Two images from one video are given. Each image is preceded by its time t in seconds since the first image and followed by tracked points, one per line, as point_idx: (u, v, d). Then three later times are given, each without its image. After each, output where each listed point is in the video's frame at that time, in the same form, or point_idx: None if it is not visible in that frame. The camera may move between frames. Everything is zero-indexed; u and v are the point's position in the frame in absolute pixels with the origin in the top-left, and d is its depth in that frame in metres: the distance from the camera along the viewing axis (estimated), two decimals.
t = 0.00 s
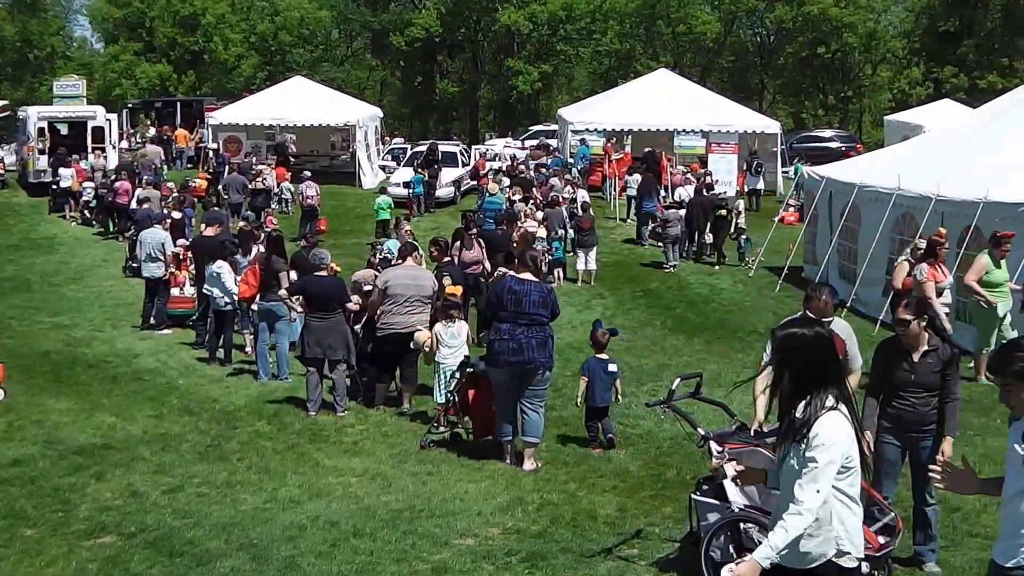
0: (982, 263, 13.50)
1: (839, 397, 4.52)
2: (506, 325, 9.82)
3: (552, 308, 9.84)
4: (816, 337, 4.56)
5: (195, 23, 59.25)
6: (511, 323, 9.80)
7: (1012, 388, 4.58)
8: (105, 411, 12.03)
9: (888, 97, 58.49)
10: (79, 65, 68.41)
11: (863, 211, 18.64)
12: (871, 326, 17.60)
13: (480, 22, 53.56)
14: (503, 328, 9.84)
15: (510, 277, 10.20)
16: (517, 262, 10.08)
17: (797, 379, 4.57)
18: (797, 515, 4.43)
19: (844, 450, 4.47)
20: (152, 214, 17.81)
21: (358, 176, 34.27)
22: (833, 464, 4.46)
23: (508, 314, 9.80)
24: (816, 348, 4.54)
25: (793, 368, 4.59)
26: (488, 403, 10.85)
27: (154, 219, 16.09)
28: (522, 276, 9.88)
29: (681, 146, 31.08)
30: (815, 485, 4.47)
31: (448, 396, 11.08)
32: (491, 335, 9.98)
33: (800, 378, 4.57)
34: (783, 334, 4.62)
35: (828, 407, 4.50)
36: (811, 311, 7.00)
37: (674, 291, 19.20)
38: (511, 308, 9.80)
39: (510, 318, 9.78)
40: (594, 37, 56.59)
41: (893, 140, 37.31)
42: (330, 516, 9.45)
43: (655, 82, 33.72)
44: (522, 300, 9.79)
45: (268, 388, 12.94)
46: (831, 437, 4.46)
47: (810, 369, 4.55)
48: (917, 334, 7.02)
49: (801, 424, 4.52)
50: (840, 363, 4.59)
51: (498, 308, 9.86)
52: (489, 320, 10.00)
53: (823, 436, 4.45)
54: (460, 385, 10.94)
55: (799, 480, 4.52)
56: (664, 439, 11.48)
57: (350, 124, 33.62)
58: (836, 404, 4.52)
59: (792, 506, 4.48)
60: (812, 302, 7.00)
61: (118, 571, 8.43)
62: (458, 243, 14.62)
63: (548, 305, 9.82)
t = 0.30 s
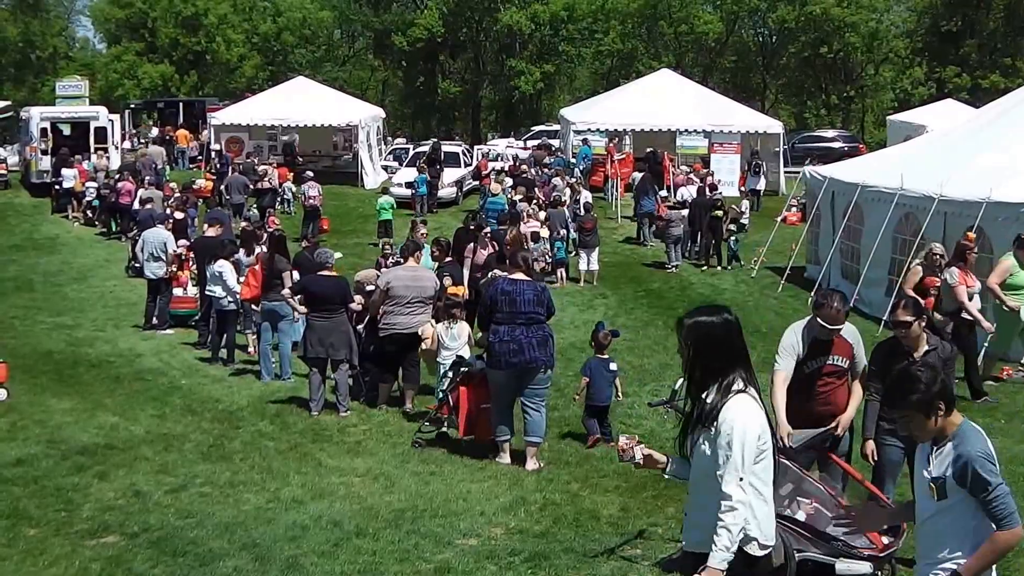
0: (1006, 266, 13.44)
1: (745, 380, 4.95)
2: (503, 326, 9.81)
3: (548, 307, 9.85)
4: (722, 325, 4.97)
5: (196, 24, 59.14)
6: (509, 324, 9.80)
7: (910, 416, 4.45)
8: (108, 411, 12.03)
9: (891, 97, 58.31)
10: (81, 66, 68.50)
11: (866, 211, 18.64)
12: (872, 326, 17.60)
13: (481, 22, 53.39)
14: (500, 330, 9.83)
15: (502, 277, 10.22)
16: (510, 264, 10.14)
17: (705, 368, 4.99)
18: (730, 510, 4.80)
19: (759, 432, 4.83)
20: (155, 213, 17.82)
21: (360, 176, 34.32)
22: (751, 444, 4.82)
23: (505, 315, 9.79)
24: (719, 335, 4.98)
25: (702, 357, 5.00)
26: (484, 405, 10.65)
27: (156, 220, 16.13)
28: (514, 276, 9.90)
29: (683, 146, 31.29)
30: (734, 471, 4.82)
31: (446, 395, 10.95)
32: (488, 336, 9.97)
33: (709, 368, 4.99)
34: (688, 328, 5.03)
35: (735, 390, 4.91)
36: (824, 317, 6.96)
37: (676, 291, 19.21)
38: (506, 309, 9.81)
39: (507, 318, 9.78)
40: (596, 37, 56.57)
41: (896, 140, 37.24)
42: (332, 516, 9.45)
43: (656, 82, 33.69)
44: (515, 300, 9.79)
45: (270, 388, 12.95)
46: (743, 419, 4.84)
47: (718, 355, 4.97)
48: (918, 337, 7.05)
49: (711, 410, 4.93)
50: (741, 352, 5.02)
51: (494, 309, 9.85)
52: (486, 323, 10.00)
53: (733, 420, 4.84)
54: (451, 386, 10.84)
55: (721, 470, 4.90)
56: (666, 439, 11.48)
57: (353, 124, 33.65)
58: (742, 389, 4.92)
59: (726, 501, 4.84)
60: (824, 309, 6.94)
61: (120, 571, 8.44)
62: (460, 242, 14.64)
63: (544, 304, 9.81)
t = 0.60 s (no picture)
0: None
1: (685, 387, 4.85)
2: (503, 325, 9.87)
3: (544, 302, 9.94)
4: (662, 333, 4.93)
5: (205, 24, 59.77)
6: (509, 323, 9.85)
7: (817, 401, 4.39)
8: (117, 411, 12.03)
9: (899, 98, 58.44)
10: (90, 66, 68.69)
11: (875, 212, 18.65)
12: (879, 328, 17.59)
13: (489, 23, 53.47)
14: (500, 330, 9.88)
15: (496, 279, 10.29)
16: (501, 266, 10.21)
17: (651, 375, 4.90)
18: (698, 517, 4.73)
19: (704, 438, 4.73)
20: (165, 213, 17.84)
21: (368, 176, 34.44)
22: (700, 449, 4.74)
23: (504, 315, 9.86)
24: (661, 339, 4.91)
25: (648, 365, 4.92)
26: (485, 404, 10.86)
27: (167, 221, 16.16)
28: (507, 275, 9.99)
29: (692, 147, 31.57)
30: (688, 476, 4.72)
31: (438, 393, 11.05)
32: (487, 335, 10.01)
33: (655, 375, 4.90)
34: (630, 337, 4.95)
35: (677, 397, 4.83)
36: (839, 324, 7.02)
37: (684, 292, 19.20)
38: (504, 309, 9.88)
39: (506, 318, 9.84)
40: (605, 38, 56.80)
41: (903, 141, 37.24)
42: (341, 516, 9.44)
43: (664, 83, 33.71)
44: (512, 300, 9.87)
45: (279, 388, 12.97)
46: (692, 421, 4.75)
47: (664, 361, 4.90)
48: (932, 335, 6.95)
49: (657, 417, 4.82)
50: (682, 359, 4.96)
51: (491, 310, 9.92)
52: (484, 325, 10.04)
53: (682, 425, 4.74)
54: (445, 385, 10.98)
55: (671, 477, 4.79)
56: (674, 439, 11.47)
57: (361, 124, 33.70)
58: (684, 395, 4.85)
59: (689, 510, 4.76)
60: (839, 316, 7.00)
61: (130, 571, 8.44)
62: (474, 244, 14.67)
63: (541, 301, 9.91)
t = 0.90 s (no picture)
0: None
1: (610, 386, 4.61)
2: (512, 324, 9.79)
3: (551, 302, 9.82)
4: (592, 329, 4.62)
5: (220, 26, 59.99)
6: (516, 323, 9.79)
7: (711, 411, 4.18)
8: (131, 411, 12.02)
9: (914, 98, 58.45)
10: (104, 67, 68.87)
11: (890, 213, 18.65)
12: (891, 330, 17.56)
13: (503, 23, 53.35)
14: (509, 329, 9.80)
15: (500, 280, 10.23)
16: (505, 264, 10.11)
17: (578, 373, 4.62)
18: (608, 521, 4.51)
19: (627, 439, 4.51)
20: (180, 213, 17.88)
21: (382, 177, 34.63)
22: (620, 453, 4.51)
23: (512, 315, 9.78)
24: (592, 335, 4.61)
25: (580, 363, 4.61)
26: (489, 404, 10.92)
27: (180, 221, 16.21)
28: (512, 277, 9.87)
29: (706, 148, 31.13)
30: (609, 481, 4.50)
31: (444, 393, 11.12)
32: (495, 334, 9.93)
33: (584, 373, 4.62)
34: (558, 331, 4.64)
35: (603, 396, 4.58)
36: (858, 329, 7.03)
37: (699, 293, 19.17)
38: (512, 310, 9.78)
39: (514, 318, 9.77)
40: (619, 38, 56.85)
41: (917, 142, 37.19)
42: (356, 517, 9.41)
43: (678, 84, 33.70)
44: (520, 300, 9.81)
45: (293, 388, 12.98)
46: (616, 426, 4.52)
47: (592, 359, 4.61)
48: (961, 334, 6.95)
49: (580, 416, 4.57)
50: (610, 357, 4.69)
51: (499, 311, 9.84)
52: (490, 325, 9.96)
53: (607, 428, 4.51)
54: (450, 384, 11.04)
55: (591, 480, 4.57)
56: (690, 440, 11.44)
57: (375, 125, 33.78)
58: (609, 394, 4.60)
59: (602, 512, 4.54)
60: (860, 323, 6.99)
61: (145, 571, 8.42)
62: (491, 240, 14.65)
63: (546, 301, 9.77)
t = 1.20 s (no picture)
0: None
1: (544, 391, 4.41)
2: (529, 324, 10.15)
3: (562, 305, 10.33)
4: (528, 332, 4.45)
5: (240, 27, 61.39)
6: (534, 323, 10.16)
7: (632, 384, 4.36)
8: (152, 411, 12.04)
9: (934, 100, 58.24)
10: (126, 68, 69.25)
11: (912, 215, 18.63)
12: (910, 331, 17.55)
13: (524, 25, 53.42)
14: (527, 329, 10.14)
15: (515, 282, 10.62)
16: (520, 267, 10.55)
17: (508, 374, 4.43)
18: (509, 522, 4.27)
19: (549, 447, 4.29)
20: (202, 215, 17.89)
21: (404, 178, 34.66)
22: (540, 460, 4.28)
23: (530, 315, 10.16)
24: (524, 340, 4.41)
25: (512, 367, 4.41)
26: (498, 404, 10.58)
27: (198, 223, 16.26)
28: (529, 278, 10.34)
29: (728, 149, 31.34)
30: (522, 484, 4.28)
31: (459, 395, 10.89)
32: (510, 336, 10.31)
33: (516, 375, 4.42)
34: (490, 335, 4.47)
35: (536, 400, 4.38)
36: (880, 332, 7.07)
37: (720, 294, 19.16)
38: (530, 310, 10.17)
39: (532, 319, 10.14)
40: (639, 39, 56.87)
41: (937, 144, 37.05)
42: (377, 517, 9.39)
43: (698, 85, 33.65)
44: (537, 301, 10.19)
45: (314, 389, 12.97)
46: (540, 428, 4.31)
47: (524, 363, 4.41)
48: (1001, 334, 7.01)
49: (509, 419, 4.37)
50: (546, 362, 4.49)
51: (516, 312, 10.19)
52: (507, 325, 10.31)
53: (528, 431, 4.30)
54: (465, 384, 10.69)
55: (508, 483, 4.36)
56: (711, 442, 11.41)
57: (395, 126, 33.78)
58: (543, 398, 4.40)
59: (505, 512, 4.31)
60: (884, 331, 7.03)
61: (166, 570, 8.42)
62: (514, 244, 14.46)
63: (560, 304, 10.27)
